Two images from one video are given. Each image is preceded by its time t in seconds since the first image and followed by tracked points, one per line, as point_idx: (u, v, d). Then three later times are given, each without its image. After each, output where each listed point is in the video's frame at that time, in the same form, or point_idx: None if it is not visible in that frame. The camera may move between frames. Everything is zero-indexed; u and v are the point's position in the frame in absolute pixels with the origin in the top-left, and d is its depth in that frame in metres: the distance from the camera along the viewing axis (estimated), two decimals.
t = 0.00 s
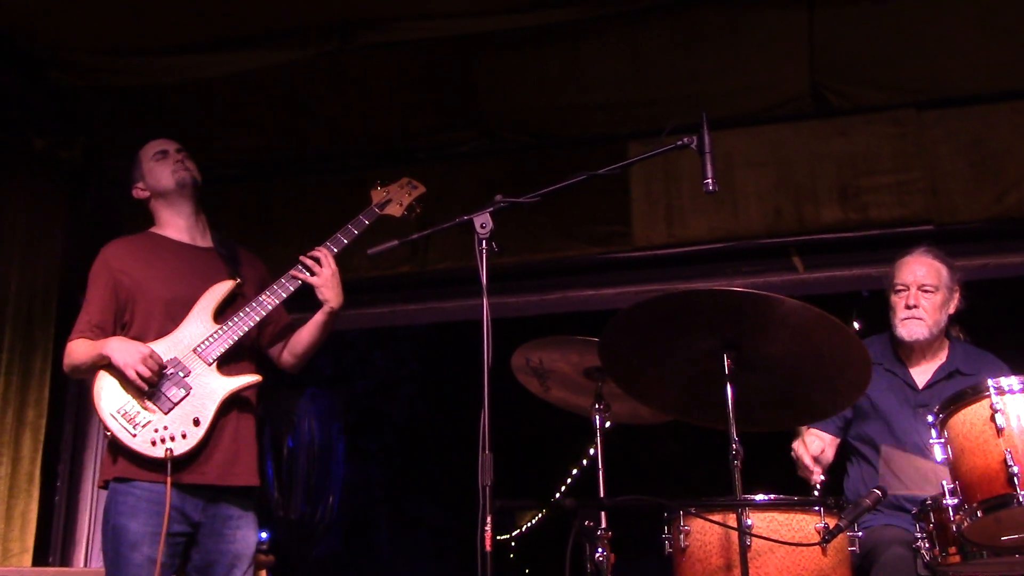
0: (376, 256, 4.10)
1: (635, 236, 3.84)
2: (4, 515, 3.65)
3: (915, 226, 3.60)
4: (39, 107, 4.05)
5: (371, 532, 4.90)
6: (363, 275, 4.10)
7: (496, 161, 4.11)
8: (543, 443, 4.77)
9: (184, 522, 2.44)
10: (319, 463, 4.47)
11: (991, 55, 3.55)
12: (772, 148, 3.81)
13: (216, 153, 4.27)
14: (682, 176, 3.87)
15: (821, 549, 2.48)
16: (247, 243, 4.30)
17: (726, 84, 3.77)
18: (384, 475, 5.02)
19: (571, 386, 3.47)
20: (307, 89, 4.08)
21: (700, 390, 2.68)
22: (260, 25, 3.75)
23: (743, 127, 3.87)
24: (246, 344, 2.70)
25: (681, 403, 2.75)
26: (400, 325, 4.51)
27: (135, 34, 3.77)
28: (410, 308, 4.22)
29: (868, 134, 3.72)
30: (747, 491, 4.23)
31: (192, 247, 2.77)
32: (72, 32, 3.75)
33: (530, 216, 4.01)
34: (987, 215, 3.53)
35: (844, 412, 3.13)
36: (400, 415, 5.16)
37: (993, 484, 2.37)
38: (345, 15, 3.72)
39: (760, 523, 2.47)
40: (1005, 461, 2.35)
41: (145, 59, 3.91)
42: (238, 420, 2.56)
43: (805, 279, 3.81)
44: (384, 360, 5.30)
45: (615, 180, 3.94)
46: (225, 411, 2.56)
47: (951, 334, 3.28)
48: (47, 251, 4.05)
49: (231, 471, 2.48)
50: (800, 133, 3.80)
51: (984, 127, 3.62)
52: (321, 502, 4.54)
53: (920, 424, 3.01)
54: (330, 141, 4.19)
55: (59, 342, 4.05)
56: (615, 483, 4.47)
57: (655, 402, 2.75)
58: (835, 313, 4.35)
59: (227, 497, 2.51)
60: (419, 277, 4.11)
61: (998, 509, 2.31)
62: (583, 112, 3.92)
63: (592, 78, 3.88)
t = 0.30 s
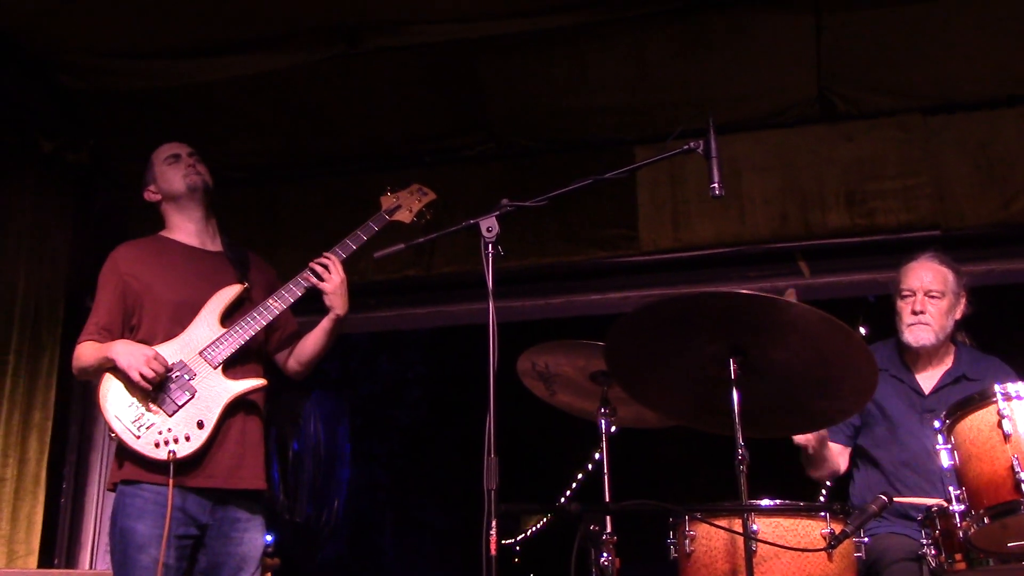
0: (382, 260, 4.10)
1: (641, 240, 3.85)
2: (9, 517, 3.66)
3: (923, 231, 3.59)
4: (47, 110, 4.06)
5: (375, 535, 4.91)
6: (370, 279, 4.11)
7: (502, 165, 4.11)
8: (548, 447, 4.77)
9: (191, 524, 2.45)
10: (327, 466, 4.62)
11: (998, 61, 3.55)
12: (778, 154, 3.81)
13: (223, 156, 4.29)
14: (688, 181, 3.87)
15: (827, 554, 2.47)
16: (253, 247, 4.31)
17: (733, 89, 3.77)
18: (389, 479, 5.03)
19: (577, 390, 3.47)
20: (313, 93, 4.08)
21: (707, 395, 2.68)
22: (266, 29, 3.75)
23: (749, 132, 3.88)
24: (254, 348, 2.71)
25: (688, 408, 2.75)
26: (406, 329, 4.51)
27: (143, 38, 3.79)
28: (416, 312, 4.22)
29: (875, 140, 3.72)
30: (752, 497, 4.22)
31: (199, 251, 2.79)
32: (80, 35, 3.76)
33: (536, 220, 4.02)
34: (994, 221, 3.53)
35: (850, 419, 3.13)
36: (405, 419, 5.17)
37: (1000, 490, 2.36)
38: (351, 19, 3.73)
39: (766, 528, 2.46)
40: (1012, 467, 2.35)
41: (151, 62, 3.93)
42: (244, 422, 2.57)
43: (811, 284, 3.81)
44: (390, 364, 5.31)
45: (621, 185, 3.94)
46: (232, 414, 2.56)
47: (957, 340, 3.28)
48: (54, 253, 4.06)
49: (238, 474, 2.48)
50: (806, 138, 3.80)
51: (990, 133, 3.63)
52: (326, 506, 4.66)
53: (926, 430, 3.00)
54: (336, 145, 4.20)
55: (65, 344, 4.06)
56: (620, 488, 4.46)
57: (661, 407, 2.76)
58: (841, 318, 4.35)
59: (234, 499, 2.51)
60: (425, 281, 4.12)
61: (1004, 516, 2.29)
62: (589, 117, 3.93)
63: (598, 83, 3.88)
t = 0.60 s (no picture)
0: (386, 263, 4.10)
1: (645, 244, 3.84)
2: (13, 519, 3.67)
3: (927, 236, 3.58)
4: (52, 113, 4.07)
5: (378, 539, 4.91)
6: (373, 282, 4.11)
7: (507, 169, 4.11)
8: (551, 451, 4.76)
9: (197, 528, 2.44)
10: (330, 469, 4.64)
11: (1003, 66, 3.55)
12: (782, 158, 3.80)
13: (228, 159, 4.29)
14: (692, 185, 3.87)
15: (831, 560, 2.46)
16: (257, 249, 4.31)
17: (737, 94, 3.77)
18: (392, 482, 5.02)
19: (580, 394, 3.46)
20: (318, 96, 4.09)
21: (710, 400, 2.68)
22: (271, 32, 3.76)
23: (753, 137, 3.88)
24: (260, 352, 2.71)
25: (692, 413, 2.74)
26: (410, 333, 4.51)
27: (149, 40, 3.79)
28: (419, 315, 4.22)
29: (879, 144, 3.72)
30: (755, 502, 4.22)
31: (208, 254, 2.79)
32: (85, 37, 3.77)
33: (540, 224, 4.02)
34: (999, 226, 3.52)
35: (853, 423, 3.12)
36: (408, 422, 5.17)
37: (1003, 497, 2.35)
38: (356, 23, 3.74)
39: (768, 533, 2.46)
40: (1016, 474, 2.34)
41: (157, 65, 3.93)
42: (249, 425, 2.57)
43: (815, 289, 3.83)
44: (393, 368, 5.32)
45: (625, 189, 3.94)
46: (237, 417, 2.57)
47: (961, 346, 3.28)
48: (58, 256, 4.07)
49: (244, 478, 2.49)
50: (810, 143, 3.80)
51: (995, 139, 3.62)
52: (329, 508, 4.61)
53: (930, 436, 3.00)
54: (341, 148, 4.21)
55: (69, 346, 4.06)
56: (624, 493, 4.46)
57: (665, 412, 2.75)
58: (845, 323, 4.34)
59: (240, 503, 2.51)
60: (428, 284, 4.12)
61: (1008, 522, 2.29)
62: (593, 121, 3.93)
63: (603, 87, 3.89)
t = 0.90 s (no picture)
0: (386, 265, 4.10)
1: (645, 247, 3.84)
2: (11, 521, 3.65)
3: (927, 238, 3.58)
4: (51, 114, 4.07)
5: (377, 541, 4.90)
6: (373, 284, 4.11)
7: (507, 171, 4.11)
8: (551, 453, 4.76)
9: (199, 530, 2.44)
10: (330, 472, 4.71)
11: (1002, 69, 3.55)
12: (781, 160, 3.80)
13: (227, 161, 4.29)
14: (692, 187, 3.87)
15: (830, 563, 2.46)
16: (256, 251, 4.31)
17: (737, 96, 3.77)
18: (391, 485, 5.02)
19: (580, 396, 3.46)
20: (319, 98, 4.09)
21: (711, 402, 2.68)
22: (272, 33, 3.76)
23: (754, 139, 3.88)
24: (264, 355, 2.71)
25: (693, 415, 2.74)
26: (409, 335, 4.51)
27: (149, 42, 3.79)
28: (418, 317, 4.21)
29: (879, 146, 3.72)
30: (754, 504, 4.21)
31: (212, 257, 2.79)
32: (85, 39, 3.76)
33: (539, 226, 4.01)
34: (999, 228, 3.52)
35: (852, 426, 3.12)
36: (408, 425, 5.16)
37: (1004, 499, 2.35)
38: (356, 25, 3.73)
39: (768, 535, 2.47)
40: (1016, 476, 2.34)
41: (158, 67, 3.93)
42: (252, 427, 2.57)
43: (816, 291, 3.82)
44: (392, 370, 5.31)
45: (625, 191, 3.94)
46: (239, 419, 2.56)
47: (961, 348, 3.27)
48: (57, 258, 4.07)
49: (245, 480, 2.48)
50: (810, 145, 3.80)
51: (995, 141, 3.62)
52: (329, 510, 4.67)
53: (930, 438, 3.00)
54: (341, 150, 4.20)
55: (68, 348, 4.06)
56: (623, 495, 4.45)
57: (666, 414, 2.75)
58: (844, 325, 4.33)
59: (242, 505, 2.51)
60: (428, 286, 4.11)
61: (1008, 525, 2.29)
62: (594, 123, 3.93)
63: (603, 89, 3.89)
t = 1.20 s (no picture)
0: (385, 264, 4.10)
1: (643, 246, 3.84)
2: (8, 521, 3.65)
3: (924, 238, 3.59)
4: (49, 113, 4.06)
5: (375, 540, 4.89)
6: (370, 283, 4.10)
7: (505, 170, 4.12)
8: (548, 452, 4.76)
9: (199, 530, 2.44)
10: (325, 470, 4.83)
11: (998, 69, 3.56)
12: (779, 160, 3.81)
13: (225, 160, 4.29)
14: (690, 187, 3.87)
15: (827, 562, 2.46)
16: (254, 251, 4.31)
17: (735, 96, 3.78)
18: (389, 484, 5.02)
19: (577, 395, 3.46)
20: (317, 97, 4.09)
21: (710, 402, 2.68)
22: (270, 33, 3.75)
23: (752, 139, 3.88)
24: (265, 355, 2.70)
25: (691, 415, 2.74)
26: (408, 334, 4.51)
27: (147, 41, 3.79)
28: (416, 317, 4.21)
29: (877, 146, 3.72)
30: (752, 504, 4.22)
31: (215, 258, 2.79)
32: (82, 38, 3.76)
33: (537, 225, 4.01)
34: (996, 228, 3.52)
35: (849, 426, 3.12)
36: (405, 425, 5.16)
37: (1001, 498, 2.35)
38: (354, 25, 3.73)
39: (765, 534, 2.48)
40: (1012, 475, 2.35)
41: (156, 66, 3.92)
42: (252, 426, 2.56)
43: (813, 290, 3.82)
44: (390, 370, 5.31)
45: (624, 191, 3.94)
46: (239, 417, 2.55)
47: (957, 347, 3.27)
48: (54, 257, 4.06)
49: (244, 481, 2.47)
50: (809, 145, 3.81)
51: (992, 141, 3.62)
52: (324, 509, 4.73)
53: (927, 437, 2.99)
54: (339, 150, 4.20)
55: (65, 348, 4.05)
56: (621, 494, 4.45)
57: (665, 413, 2.75)
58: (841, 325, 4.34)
59: (241, 505, 2.50)
60: (425, 286, 4.11)
61: (1005, 524, 2.29)
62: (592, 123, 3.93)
63: (601, 89, 3.89)
